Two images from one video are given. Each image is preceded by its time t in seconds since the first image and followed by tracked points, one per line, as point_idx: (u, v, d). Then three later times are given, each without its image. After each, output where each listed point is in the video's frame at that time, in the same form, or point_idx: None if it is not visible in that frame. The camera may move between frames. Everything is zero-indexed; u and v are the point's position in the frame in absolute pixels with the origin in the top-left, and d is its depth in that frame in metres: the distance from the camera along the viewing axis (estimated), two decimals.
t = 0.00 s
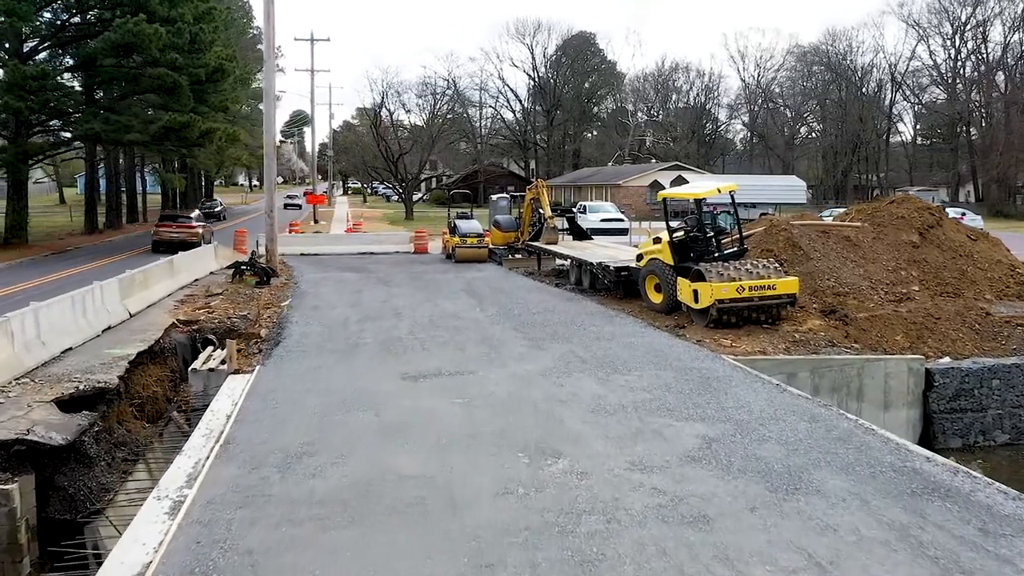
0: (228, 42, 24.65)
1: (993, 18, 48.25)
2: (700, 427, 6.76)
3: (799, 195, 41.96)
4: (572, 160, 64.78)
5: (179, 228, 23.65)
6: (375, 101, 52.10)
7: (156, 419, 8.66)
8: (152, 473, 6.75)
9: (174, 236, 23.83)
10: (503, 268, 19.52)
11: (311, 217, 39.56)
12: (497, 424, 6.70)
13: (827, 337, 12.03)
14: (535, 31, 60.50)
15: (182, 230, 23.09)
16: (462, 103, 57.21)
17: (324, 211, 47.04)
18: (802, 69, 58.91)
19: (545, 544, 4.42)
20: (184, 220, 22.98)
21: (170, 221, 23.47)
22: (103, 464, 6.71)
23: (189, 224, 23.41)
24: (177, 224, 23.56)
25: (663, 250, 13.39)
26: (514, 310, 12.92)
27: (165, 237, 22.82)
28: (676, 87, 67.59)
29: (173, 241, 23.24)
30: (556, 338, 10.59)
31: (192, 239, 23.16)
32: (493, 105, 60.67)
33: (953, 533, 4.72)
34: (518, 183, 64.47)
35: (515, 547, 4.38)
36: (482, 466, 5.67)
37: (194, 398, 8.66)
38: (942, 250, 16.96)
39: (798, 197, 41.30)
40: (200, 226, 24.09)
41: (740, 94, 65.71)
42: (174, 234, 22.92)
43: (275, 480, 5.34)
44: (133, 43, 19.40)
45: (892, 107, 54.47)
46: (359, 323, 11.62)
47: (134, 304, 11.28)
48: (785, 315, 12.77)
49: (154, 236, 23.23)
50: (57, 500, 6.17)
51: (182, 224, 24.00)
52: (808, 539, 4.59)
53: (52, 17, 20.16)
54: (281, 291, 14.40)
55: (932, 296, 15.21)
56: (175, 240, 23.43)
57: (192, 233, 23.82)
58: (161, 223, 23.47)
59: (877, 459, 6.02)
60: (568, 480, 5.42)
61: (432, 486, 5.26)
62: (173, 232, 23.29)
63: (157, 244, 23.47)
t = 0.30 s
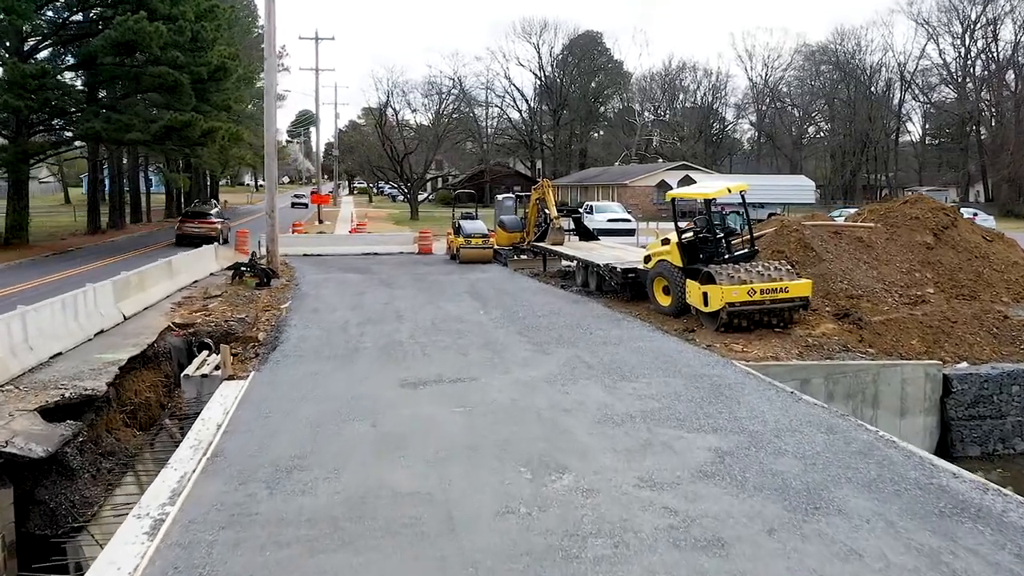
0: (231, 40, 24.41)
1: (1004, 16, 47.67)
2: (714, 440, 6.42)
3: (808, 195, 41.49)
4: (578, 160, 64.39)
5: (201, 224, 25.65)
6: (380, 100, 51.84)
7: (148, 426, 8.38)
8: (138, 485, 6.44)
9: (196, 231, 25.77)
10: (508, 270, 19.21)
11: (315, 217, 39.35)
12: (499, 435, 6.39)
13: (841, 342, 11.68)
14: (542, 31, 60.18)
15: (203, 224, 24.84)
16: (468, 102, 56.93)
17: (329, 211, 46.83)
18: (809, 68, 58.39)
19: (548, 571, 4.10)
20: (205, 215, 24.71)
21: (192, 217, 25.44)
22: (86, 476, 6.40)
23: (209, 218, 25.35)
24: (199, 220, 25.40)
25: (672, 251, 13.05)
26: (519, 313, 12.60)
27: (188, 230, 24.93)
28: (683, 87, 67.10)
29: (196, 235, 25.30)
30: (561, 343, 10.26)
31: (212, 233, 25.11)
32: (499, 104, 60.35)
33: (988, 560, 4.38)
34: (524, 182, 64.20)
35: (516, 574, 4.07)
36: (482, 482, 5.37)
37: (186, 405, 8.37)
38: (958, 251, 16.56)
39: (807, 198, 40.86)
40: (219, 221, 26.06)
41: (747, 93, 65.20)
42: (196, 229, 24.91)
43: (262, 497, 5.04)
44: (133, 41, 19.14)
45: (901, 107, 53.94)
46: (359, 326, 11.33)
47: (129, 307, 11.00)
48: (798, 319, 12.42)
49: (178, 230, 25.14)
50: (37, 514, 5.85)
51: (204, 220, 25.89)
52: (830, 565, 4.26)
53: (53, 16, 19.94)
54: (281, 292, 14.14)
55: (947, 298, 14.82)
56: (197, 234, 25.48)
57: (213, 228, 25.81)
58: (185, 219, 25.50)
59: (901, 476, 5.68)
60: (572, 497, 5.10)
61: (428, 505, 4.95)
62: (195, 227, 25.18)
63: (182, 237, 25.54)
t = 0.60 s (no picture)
0: (235, 38, 24.17)
1: (1017, 14, 47.01)
2: (728, 454, 6.08)
3: (819, 195, 41.00)
4: (586, 160, 64.00)
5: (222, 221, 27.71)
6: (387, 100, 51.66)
7: (140, 434, 8.09)
8: (123, 500, 6.15)
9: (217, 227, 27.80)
10: (514, 271, 18.89)
11: (322, 217, 39.16)
12: (501, 448, 6.06)
13: (857, 347, 11.30)
14: (549, 30, 59.86)
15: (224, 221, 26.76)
16: (475, 102, 56.67)
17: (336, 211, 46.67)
18: (818, 67, 57.89)
19: None
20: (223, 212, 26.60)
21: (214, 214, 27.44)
22: (69, 491, 6.09)
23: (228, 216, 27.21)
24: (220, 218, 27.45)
25: (681, 253, 12.70)
26: (524, 317, 12.29)
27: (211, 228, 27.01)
28: (692, 86, 66.63)
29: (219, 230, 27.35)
30: (568, 348, 9.94)
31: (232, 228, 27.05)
32: (506, 104, 60.05)
33: None
34: (532, 182, 63.97)
35: None
36: (482, 500, 5.05)
37: (179, 413, 8.07)
38: (976, 252, 16.14)
39: (818, 198, 40.37)
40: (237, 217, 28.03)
41: (757, 93, 64.67)
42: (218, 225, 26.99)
43: (249, 518, 4.74)
44: (135, 39, 18.92)
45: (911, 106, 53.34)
46: (360, 330, 11.04)
47: (124, 310, 10.73)
48: (812, 323, 12.06)
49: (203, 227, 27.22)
50: (15, 531, 5.58)
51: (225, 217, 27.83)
52: None
53: (55, 14, 19.76)
54: (282, 295, 13.88)
55: (965, 301, 14.40)
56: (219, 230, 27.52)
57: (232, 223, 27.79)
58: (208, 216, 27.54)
59: (929, 496, 5.32)
60: (577, 519, 4.79)
61: (423, 527, 4.64)
62: (217, 223, 27.41)
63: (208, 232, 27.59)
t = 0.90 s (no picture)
0: (241, 37, 23.95)
1: None
2: (747, 471, 5.73)
3: (832, 195, 40.50)
4: (596, 160, 63.64)
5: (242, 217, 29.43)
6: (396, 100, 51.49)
7: (134, 442, 7.82)
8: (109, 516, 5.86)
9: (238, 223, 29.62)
10: (523, 273, 18.57)
11: (330, 217, 39.00)
12: (506, 464, 5.73)
13: (877, 353, 10.90)
14: (559, 29, 59.47)
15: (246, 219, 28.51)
16: (485, 101, 56.41)
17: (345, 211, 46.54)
18: (831, 66, 57.27)
19: None
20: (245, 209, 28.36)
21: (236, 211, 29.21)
22: (52, 507, 5.85)
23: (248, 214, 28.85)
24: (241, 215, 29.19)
25: (694, 255, 12.35)
26: (532, 320, 11.96)
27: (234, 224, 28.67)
28: (703, 85, 66.13)
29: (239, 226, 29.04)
30: (577, 354, 9.60)
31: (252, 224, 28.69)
32: (516, 103, 59.75)
33: None
34: (541, 182, 63.61)
35: None
36: (484, 522, 4.72)
37: (173, 421, 7.76)
38: (997, 253, 15.68)
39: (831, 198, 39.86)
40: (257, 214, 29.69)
41: (768, 92, 64.09)
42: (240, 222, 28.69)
43: (235, 542, 4.43)
44: (140, 37, 18.73)
45: (925, 105, 52.67)
46: (364, 334, 10.74)
47: (122, 312, 10.49)
48: (829, 328, 11.67)
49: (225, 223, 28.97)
50: None
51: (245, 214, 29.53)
52: None
53: (60, 13, 19.58)
54: (285, 296, 13.62)
55: (987, 304, 13.95)
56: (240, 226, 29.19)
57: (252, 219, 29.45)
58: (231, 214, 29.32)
59: (964, 521, 4.94)
60: (586, 545, 4.44)
61: (420, 553, 4.31)
62: (239, 220, 29.12)
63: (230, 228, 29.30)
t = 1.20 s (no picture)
0: (246, 35, 23.69)
1: None
2: (767, 489, 5.38)
3: (844, 195, 39.96)
4: (606, 159, 63.16)
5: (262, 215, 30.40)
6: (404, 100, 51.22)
7: (125, 451, 7.53)
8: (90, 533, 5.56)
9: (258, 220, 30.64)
10: (530, 274, 18.22)
11: (338, 217, 38.76)
12: (510, 480, 5.39)
13: (896, 359, 10.50)
14: (568, 28, 59.02)
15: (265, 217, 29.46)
16: (494, 100, 56.05)
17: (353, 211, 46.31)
18: (842, 65, 56.63)
19: None
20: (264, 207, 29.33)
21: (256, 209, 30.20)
22: (30, 523, 5.62)
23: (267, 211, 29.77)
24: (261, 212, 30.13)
25: (707, 257, 11.97)
26: (540, 324, 11.61)
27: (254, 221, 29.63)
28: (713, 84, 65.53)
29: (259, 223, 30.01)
30: (585, 360, 9.25)
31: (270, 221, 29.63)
32: (525, 103, 59.32)
33: None
34: (550, 182, 63.27)
35: None
36: (485, 546, 4.39)
37: (164, 429, 7.49)
38: (1018, 255, 15.24)
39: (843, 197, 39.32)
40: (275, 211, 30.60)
41: (779, 91, 63.42)
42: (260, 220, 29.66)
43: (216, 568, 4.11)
44: (143, 35, 18.50)
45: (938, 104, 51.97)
46: (365, 338, 10.43)
47: (118, 315, 10.23)
48: (847, 333, 11.28)
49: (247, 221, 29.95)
50: None
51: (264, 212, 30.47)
52: None
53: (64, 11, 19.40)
54: (287, 298, 13.33)
55: (1009, 307, 13.50)
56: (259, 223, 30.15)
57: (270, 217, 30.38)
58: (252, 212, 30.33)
59: (1003, 548, 4.56)
60: (594, 574, 4.10)
61: None
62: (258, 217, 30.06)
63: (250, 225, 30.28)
